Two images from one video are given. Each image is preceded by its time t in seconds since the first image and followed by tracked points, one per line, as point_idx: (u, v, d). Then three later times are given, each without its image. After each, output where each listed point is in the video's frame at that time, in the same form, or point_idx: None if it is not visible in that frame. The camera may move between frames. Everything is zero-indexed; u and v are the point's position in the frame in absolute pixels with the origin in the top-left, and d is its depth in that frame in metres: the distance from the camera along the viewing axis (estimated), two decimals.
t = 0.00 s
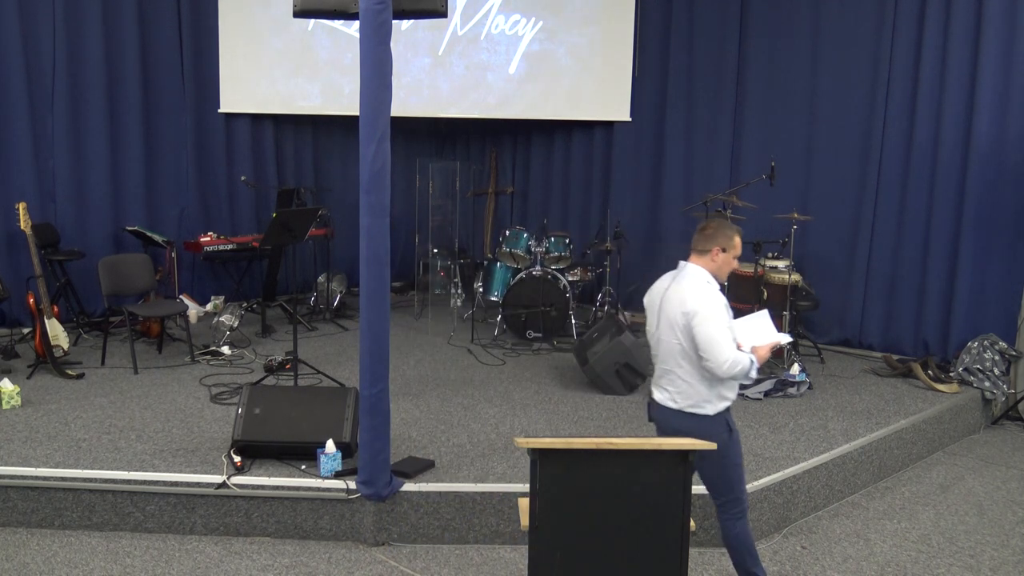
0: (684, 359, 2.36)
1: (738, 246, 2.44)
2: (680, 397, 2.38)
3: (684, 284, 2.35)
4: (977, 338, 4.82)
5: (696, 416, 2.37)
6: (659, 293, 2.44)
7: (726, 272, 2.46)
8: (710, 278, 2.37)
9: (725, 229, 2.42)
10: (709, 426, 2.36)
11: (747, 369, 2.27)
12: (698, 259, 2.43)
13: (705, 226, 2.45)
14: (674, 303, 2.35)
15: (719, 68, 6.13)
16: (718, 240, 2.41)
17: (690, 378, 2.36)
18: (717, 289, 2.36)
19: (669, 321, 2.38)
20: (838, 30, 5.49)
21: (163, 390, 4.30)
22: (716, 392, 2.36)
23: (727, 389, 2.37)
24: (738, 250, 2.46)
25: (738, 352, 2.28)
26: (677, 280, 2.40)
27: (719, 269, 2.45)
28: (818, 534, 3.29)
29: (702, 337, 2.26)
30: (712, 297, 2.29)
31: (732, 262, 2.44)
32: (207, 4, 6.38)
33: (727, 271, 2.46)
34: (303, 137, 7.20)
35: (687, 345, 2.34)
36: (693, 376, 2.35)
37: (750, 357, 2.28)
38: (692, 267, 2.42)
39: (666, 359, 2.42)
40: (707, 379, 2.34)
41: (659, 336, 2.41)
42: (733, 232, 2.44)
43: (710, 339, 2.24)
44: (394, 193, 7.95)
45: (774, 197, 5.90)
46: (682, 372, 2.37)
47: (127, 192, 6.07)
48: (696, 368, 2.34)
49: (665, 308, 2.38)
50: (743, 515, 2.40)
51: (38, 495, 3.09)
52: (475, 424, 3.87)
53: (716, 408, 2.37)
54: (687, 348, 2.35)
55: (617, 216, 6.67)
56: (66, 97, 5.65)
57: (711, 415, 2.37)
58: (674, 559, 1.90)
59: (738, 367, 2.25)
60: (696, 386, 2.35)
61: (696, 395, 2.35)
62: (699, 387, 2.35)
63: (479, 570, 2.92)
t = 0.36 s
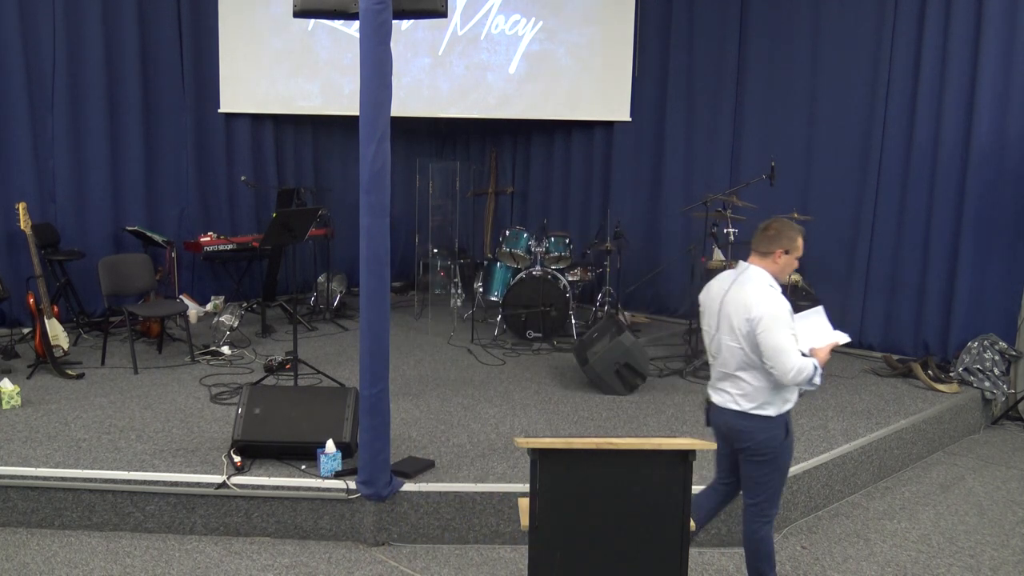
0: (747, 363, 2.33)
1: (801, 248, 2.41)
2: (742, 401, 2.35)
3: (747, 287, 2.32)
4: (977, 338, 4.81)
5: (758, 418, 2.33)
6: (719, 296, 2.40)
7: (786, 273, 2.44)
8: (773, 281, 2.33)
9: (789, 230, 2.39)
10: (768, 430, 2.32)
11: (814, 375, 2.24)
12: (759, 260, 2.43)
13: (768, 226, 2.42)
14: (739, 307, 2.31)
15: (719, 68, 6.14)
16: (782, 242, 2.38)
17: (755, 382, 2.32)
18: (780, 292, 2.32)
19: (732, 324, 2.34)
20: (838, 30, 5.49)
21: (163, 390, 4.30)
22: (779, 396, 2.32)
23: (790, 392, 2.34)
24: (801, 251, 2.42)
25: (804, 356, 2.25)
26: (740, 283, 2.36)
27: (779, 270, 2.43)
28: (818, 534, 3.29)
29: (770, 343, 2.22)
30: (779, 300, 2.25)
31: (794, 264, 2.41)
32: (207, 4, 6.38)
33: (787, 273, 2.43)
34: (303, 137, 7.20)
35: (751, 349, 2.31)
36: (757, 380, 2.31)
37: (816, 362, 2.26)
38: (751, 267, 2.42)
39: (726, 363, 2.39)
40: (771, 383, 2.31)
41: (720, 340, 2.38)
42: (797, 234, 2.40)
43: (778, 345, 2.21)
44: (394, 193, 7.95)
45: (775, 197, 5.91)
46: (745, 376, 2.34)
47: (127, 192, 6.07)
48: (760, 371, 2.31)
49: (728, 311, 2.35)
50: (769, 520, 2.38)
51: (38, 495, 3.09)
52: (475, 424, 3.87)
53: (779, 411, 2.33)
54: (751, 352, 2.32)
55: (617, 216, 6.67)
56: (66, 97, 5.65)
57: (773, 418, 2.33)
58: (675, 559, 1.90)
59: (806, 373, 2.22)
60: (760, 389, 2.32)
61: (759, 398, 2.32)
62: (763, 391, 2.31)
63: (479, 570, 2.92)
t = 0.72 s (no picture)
0: (771, 365, 2.36)
1: (839, 252, 2.37)
2: (768, 403, 2.38)
3: (772, 291, 2.35)
4: (977, 338, 4.82)
5: (782, 421, 2.34)
6: (753, 300, 2.45)
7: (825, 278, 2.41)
8: (804, 285, 2.33)
9: (824, 234, 2.36)
10: (794, 434, 2.33)
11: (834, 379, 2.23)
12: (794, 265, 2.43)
13: (804, 229, 2.40)
14: (763, 310, 2.36)
15: (719, 68, 6.14)
16: (815, 246, 2.37)
17: (779, 385, 2.34)
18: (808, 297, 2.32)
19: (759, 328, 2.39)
20: (837, 30, 5.49)
21: (163, 390, 4.30)
22: (804, 401, 2.31)
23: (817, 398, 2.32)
24: (839, 255, 2.39)
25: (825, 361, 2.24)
26: (770, 286, 2.39)
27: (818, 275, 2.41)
28: (818, 535, 3.29)
29: (785, 347, 2.25)
30: (801, 303, 2.27)
31: (830, 268, 2.39)
32: (207, 4, 6.38)
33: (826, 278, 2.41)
34: (303, 137, 7.20)
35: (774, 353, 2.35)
36: (781, 383, 2.33)
37: (837, 370, 2.24)
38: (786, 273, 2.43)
39: (756, 365, 2.43)
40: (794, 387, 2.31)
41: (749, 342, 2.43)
42: (835, 238, 2.37)
43: (792, 349, 2.24)
44: (394, 193, 7.95)
45: (775, 197, 5.92)
46: (770, 379, 2.36)
47: (127, 192, 6.07)
48: (783, 375, 2.33)
49: (755, 315, 2.40)
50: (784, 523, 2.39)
51: (38, 495, 3.10)
52: (476, 424, 3.87)
53: (806, 416, 2.32)
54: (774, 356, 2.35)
55: (617, 216, 6.67)
56: (66, 97, 5.65)
57: (798, 423, 2.32)
58: (674, 559, 1.90)
59: (824, 377, 2.22)
60: (783, 393, 2.33)
61: (782, 402, 2.33)
62: (786, 395, 2.33)
63: (479, 570, 2.92)
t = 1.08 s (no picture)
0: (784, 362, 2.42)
1: (868, 257, 2.32)
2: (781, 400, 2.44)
3: (793, 289, 2.41)
4: (977, 338, 4.82)
5: (790, 419, 2.38)
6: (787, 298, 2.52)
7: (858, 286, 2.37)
8: (823, 289, 2.34)
9: (852, 239, 2.34)
10: (798, 434, 2.35)
11: (824, 381, 2.24)
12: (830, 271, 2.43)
13: (837, 235, 2.40)
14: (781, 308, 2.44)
15: (719, 68, 6.14)
16: (841, 250, 2.35)
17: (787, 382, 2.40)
18: (824, 298, 2.33)
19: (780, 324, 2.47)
20: (837, 30, 5.49)
21: (163, 390, 4.30)
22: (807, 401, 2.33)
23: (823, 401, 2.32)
24: (870, 263, 2.33)
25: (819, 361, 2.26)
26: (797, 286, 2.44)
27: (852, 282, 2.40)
28: (819, 535, 3.29)
29: (782, 343, 2.33)
30: (807, 301, 2.31)
31: (859, 275, 2.33)
32: (207, 4, 6.38)
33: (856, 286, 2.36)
34: (303, 137, 7.20)
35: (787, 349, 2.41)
36: (785, 380, 2.38)
37: (830, 373, 2.24)
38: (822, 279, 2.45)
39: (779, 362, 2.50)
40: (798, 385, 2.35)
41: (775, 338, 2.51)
42: (864, 244, 2.33)
43: (787, 345, 2.31)
44: (394, 193, 7.95)
45: (775, 197, 5.93)
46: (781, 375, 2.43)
47: (127, 193, 6.07)
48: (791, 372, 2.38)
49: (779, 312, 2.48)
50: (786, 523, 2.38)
51: (38, 495, 3.10)
52: (476, 424, 3.87)
53: (809, 417, 2.34)
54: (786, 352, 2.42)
55: (617, 216, 6.68)
56: (66, 97, 5.65)
57: (801, 423, 2.35)
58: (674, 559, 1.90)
59: (811, 376, 2.25)
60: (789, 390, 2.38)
61: (788, 399, 2.38)
62: (791, 392, 2.37)
63: (479, 570, 2.92)
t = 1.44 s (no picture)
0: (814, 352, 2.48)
1: (897, 252, 2.27)
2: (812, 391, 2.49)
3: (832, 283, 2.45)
4: (977, 338, 4.79)
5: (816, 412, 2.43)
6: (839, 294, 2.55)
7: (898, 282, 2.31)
8: (855, 282, 2.36)
9: (882, 233, 2.31)
10: (822, 428, 2.39)
11: (824, 369, 2.29)
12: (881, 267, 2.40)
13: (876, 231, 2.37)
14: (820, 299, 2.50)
15: (719, 68, 6.14)
16: (873, 244, 2.33)
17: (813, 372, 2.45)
18: (851, 292, 2.36)
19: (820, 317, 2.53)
20: (837, 30, 5.49)
21: (163, 390, 4.30)
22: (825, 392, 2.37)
23: (839, 394, 2.34)
24: (900, 258, 2.26)
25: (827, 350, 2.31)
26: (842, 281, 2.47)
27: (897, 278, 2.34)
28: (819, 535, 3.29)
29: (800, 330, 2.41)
30: (831, 289, 2.37)
31: (890, 271, 2.29)
32: (207, 4, 6.38)
33: (892, 282, 2.31)
34: (303, 137, 7.20)
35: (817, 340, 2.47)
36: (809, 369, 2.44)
37: (833, 363, 2.28)
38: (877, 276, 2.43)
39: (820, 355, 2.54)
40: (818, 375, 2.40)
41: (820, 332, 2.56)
42: (896, 238, 2.28)
43: (801, 332, 2.39)
44: (394, 193, 7.94)
45: (775, 197, 5.93)
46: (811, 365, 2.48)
47: (127, 193, 6.07)
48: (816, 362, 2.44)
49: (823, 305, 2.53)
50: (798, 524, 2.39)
51: (38, 495, 3.10)
52: (476, 424, 3.87)
53: (827, 410, 2.37)
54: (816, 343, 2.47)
55: (617, 216, 6.68)
56: (65, 97, 5.65)
57: (822, 414, 2.39)
58: (674, 559, 1.90)
59: (813, 363, 2.31)
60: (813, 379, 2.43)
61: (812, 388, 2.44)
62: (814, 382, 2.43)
63: (478, 570, 2.92)
